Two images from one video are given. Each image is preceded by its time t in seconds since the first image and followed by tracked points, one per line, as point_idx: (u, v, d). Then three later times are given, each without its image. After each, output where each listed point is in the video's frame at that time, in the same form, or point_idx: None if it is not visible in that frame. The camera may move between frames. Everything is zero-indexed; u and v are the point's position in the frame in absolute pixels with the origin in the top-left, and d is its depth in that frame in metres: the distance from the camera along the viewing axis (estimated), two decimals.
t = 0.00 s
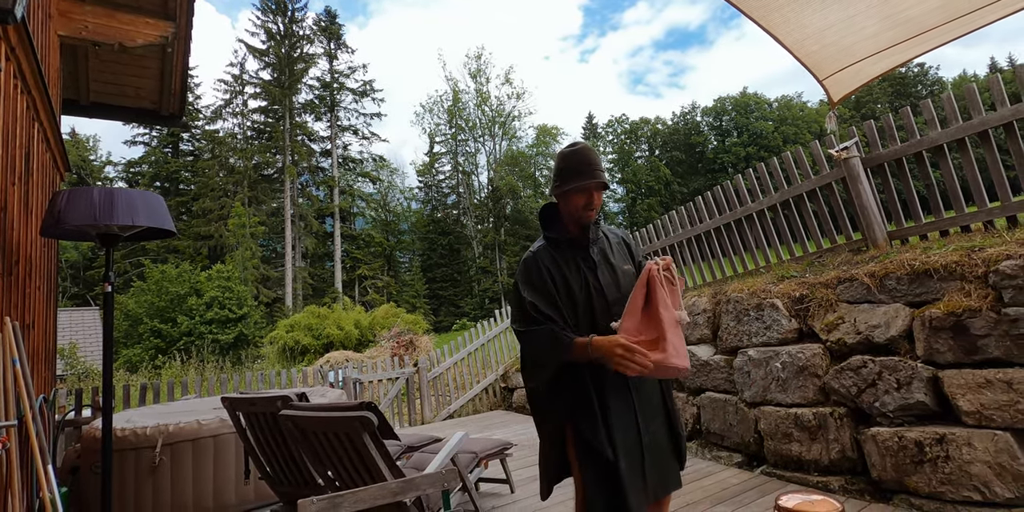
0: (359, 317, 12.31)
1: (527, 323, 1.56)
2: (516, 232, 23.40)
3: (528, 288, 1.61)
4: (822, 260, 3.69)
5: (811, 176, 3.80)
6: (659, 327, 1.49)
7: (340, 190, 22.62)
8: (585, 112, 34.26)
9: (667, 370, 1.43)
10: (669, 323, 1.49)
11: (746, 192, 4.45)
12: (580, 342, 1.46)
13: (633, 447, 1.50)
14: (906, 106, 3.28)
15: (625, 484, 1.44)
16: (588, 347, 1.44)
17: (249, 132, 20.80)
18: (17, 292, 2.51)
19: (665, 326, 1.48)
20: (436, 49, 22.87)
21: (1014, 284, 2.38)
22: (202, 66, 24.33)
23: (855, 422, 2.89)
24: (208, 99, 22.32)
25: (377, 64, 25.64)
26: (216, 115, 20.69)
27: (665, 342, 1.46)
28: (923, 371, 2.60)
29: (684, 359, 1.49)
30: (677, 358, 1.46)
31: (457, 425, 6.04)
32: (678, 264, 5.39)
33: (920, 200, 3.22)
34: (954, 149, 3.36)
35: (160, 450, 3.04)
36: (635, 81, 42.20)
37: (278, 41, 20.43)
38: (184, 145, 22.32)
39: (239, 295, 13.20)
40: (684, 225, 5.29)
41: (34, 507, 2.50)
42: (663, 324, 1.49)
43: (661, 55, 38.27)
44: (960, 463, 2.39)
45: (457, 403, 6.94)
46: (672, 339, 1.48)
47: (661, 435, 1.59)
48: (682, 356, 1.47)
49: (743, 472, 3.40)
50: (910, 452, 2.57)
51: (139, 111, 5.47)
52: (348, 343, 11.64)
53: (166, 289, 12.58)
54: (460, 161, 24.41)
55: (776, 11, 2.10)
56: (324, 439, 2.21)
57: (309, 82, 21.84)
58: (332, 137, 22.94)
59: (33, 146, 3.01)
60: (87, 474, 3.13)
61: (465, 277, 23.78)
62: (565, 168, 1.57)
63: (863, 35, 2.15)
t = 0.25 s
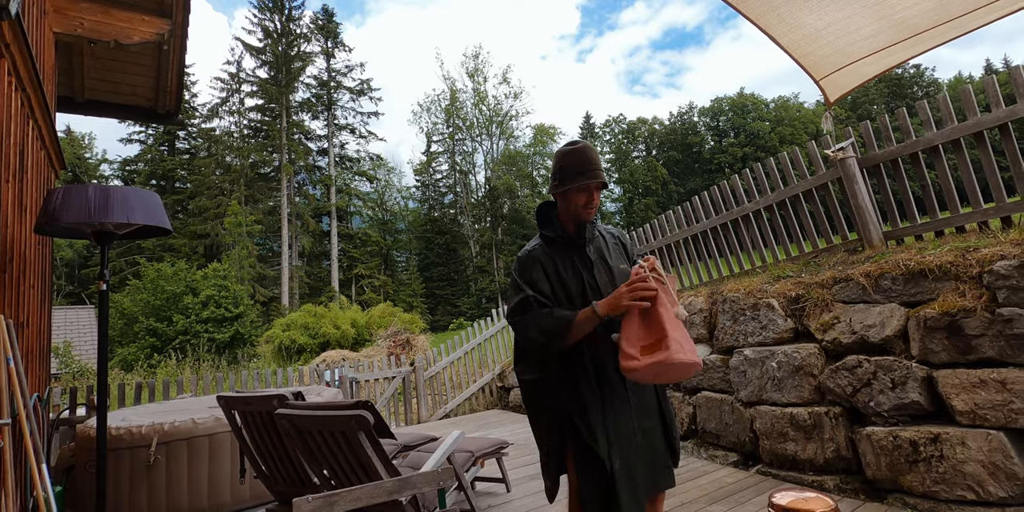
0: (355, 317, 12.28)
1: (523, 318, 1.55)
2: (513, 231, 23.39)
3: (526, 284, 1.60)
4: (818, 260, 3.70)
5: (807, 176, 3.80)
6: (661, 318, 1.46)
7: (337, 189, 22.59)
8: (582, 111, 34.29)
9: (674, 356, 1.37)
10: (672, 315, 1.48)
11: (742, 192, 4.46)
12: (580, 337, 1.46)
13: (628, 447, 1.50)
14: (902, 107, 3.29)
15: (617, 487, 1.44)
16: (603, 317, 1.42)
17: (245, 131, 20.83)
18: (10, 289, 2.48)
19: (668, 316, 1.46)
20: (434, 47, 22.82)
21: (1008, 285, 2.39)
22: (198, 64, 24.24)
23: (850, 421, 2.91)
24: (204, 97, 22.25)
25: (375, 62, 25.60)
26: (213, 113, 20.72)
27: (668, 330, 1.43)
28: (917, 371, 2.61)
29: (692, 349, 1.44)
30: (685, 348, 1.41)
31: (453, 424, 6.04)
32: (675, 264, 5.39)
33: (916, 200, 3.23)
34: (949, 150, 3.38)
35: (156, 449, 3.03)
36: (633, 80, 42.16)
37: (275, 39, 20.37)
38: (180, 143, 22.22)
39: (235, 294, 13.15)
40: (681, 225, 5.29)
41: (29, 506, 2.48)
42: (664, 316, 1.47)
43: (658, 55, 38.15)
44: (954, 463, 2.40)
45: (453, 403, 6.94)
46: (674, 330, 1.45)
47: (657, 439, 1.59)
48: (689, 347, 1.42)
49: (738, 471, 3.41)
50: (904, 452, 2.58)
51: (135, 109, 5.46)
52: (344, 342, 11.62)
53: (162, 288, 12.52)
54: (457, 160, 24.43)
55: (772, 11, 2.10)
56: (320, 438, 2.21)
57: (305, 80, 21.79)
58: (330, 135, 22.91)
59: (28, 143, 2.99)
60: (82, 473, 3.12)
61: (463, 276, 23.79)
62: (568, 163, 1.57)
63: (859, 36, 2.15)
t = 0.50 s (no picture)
0: (352, 316, 12.27)
1: (523, 317, 1.53)
2: (511, 231, 23.41)
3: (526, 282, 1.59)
4: (814, 261, 3.71)
5: (804, 178, 3.81)
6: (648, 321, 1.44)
7: (334, 188, 22.57)
8: (580, 112, 34.33)
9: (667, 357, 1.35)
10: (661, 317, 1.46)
11: (739, 193, 4.46)
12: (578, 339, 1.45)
13: (625, 448, 1.50)
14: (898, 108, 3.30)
15: (614, 488, 1.44)
16: (596, 323, 1.39)
17: (242, 129, 20.51)
18: (5, 287, 2.46)
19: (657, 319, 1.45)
20: (432, 47, 22.80)
21: (1003, 286, 2.40)
22: (195, 62, 24.16)
23: (845, 422, 2.92)
24: (201, 95, 22.19)
25: (373, 61, 25.58)
26: (209, 112, 20.57)
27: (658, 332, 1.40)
28: (913, 372, 2.62)
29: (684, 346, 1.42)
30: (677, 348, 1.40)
31: (449, 423, 6.04)
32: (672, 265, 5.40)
33: (912, 202, 3.23)
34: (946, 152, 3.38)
35: (151, 449, 3.01)
36: (631, 81, 42.16)
37: (272, 37, 20.24)
38: (177, 141, 22.17)
39: (231, 293, 13.11)
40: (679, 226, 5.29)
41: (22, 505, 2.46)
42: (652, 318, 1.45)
43: (656, 56, 38.31)
44: (949, 463, 2.41)
45: (449, 403, 6.93)
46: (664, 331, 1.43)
47: (654, 440, 1.58)
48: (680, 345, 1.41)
49: (734, 472, 3.42)
50: (900, 452, 2.59)
51: (131, 107, 5.44)
52: (341, 341, 11.60)
53: (158, 287, 12.48)
54: (455, 160, 24.45)
55: (770, 12, 2.10)
56: (316, 437, 2.20)
57: (303, 79, 21.95)
58: (327, 134, 22.96)
59: (23, 140, 2.96)
60: (76, 472, 3.11)
61: (460, 276, 23.80)
62: (570, 162, 1.56)
63: (856, 38, 2.16)
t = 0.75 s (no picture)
0: (349, 316, 12.26)
1: (521, 321, 1.53)
2: (509, 232, 23.37)
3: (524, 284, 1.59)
4: (811, 264, 3.71)
5: (801, 180, 3.81)
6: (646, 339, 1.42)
7: (332, 188, 22.57)
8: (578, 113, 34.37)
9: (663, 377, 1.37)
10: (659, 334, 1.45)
11: (737, 196, 4.47)
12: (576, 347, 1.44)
13: (619, 451, 1.50)
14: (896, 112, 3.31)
15: (608, 492, 1.44)
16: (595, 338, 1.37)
17: (240, 129, 20.68)
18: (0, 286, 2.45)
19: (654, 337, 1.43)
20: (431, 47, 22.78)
21: (999, 290, 2.41)
22: (194, 60, 24.12)
23: (841, 425, 2.92)
24: (199, 94, 22.17)
25: (372, 61, 25.57)
26: (207, 111, 20.47)
27: (656, 353, 1.40)
28: (909, 375, 2.62)
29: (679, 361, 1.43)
30: (673, 365, 1.41)
31: (446, 424, 6.04)
32: (669, 266, 5.40)
33: (909, 205, 3.24)
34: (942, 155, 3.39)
35: (146, 449, 3.00)
36: (630, 82, 42.27)
37: (271, 37, 20.17)
38: (175, 140, 22.16)
39: (228, 293, 13.09)
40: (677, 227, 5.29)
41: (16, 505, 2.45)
42: (650, 334, 1.43)
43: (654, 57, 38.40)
44: (945, 467, 2.42)
45: (447, 404, 6.93)
46: (660, 349, 1.42)
47: (649, 444, 1.58)
48: (677, 362, 1.41)
49: (731, 474, 3.42)
50: (896, 455, 2.60)
51: (129, 105, 5.43)
52: (338, 342, 11.58)
53: (155, 286, 12.45)
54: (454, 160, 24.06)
55: (768, 16, 2.10)
56: (312, 439, 2.20)
57: (301, 79, 21.94)
58: (325, 134, 22.92)
59: (19, 139, 2.95)
60: (71, 472, 3.09)
61: (458, 276, 23.79)
62: (571, 164, 1.56)
63: (853, 42, 2.17)
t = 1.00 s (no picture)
0: (346, 316, 12.24)
1: (513, 325, 1.55)
2: (507, 232, 23.36)
3: (515, 288, 1.61)
4: (807, 266, 3.72)
5: (798, 183, 3.82)
6: (644, 358, 1.41)
7: (330, 187, 22.58)
8: (576, 114, 34.41)
9: (655, 398, 1.40)
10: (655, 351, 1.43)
11: (734, 198, 4.47)
12: (564, 353, 1.48)
13: (606, 453, 1.48)
14: (892, 114, 3.32)
15: (593, 495, 1.43)
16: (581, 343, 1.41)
17: (238, 128, 20.59)
18: None
19: (651, 354, 1.42)
20: (430, 47, 22.76)
21: (992, 293, 2.42)
22: (192, 59, 24.09)
23: (836, 427, 2.93)
24: (197, 93, 22.15)
25: (370, 61, 25.57)
26: (205, 110, 20.45)
27: (652, 372, 1.40)
28: (903, 378, 2.63)
29: (672, 381, 1.45)
30: (666, 386, 1.43)
31: (442, 425, 6.04)
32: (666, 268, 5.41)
33: (903, 208, 3.25)
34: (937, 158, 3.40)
35: (141, 450, 2.99)
36: (628, 83, 42.43)
37: (270, 36, 20.13)
38: (172, 139, 22.11)
39: (225, 292, 13.07)
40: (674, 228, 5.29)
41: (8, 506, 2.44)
42: (645, 349, 1.42)
43: (653, 58, 38.47)
44: (938, 469, 2.43)
45: (443, 404, 6.93)
46: (655, 370, 1.42)
47: (642, 449, 1.55)
48: (669, 383, 1.43)
49: (726, 475, 3.42)
50: (889, 457, 2.60)
51: (125, 104, 5.42)
52: (335, 342, 11.55)
53: (151, 285, 12.42)
54: (451, 160, 24.10)
55: (764, 19, 2.10)
56: (307, 440, 2.20)
57: (299, 78, 21.90)
58: (323, 133, 22.91)
59: (14, 138, 2.95)
60: (65, 472, 3.09)
61: (455, 276, 23.80)
62: (563, 166, 1.56)
63: (846, 47, 2.18)
